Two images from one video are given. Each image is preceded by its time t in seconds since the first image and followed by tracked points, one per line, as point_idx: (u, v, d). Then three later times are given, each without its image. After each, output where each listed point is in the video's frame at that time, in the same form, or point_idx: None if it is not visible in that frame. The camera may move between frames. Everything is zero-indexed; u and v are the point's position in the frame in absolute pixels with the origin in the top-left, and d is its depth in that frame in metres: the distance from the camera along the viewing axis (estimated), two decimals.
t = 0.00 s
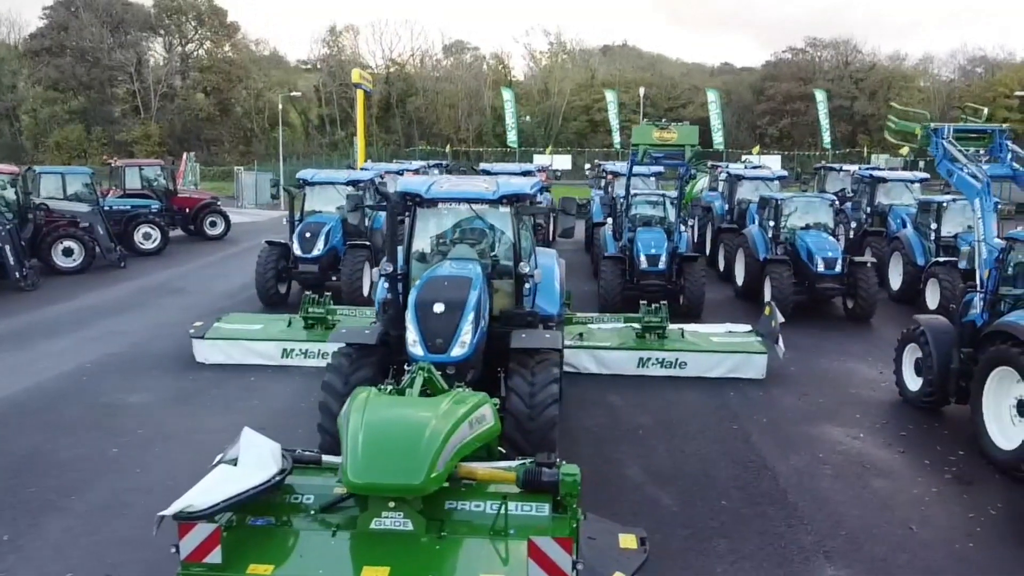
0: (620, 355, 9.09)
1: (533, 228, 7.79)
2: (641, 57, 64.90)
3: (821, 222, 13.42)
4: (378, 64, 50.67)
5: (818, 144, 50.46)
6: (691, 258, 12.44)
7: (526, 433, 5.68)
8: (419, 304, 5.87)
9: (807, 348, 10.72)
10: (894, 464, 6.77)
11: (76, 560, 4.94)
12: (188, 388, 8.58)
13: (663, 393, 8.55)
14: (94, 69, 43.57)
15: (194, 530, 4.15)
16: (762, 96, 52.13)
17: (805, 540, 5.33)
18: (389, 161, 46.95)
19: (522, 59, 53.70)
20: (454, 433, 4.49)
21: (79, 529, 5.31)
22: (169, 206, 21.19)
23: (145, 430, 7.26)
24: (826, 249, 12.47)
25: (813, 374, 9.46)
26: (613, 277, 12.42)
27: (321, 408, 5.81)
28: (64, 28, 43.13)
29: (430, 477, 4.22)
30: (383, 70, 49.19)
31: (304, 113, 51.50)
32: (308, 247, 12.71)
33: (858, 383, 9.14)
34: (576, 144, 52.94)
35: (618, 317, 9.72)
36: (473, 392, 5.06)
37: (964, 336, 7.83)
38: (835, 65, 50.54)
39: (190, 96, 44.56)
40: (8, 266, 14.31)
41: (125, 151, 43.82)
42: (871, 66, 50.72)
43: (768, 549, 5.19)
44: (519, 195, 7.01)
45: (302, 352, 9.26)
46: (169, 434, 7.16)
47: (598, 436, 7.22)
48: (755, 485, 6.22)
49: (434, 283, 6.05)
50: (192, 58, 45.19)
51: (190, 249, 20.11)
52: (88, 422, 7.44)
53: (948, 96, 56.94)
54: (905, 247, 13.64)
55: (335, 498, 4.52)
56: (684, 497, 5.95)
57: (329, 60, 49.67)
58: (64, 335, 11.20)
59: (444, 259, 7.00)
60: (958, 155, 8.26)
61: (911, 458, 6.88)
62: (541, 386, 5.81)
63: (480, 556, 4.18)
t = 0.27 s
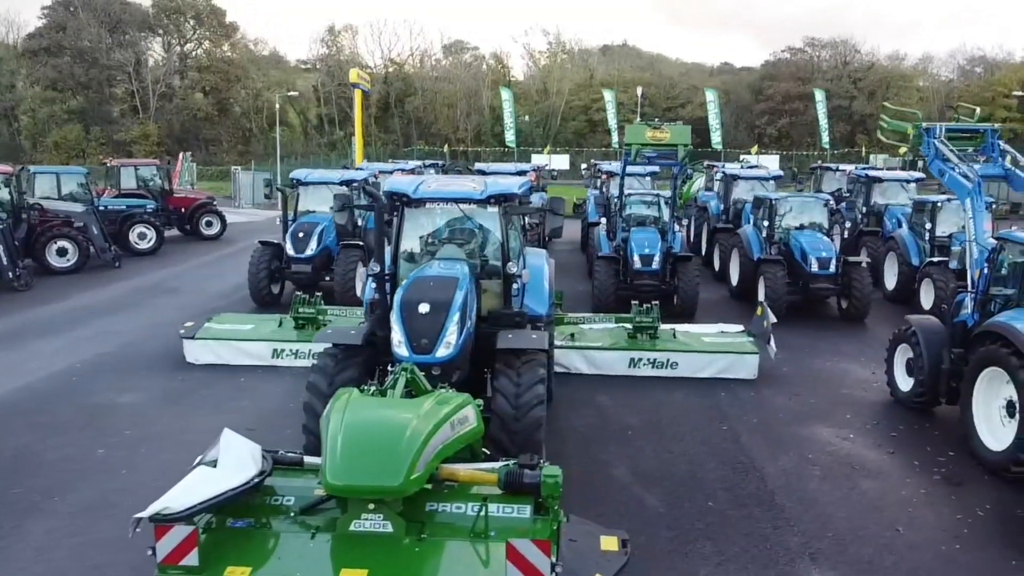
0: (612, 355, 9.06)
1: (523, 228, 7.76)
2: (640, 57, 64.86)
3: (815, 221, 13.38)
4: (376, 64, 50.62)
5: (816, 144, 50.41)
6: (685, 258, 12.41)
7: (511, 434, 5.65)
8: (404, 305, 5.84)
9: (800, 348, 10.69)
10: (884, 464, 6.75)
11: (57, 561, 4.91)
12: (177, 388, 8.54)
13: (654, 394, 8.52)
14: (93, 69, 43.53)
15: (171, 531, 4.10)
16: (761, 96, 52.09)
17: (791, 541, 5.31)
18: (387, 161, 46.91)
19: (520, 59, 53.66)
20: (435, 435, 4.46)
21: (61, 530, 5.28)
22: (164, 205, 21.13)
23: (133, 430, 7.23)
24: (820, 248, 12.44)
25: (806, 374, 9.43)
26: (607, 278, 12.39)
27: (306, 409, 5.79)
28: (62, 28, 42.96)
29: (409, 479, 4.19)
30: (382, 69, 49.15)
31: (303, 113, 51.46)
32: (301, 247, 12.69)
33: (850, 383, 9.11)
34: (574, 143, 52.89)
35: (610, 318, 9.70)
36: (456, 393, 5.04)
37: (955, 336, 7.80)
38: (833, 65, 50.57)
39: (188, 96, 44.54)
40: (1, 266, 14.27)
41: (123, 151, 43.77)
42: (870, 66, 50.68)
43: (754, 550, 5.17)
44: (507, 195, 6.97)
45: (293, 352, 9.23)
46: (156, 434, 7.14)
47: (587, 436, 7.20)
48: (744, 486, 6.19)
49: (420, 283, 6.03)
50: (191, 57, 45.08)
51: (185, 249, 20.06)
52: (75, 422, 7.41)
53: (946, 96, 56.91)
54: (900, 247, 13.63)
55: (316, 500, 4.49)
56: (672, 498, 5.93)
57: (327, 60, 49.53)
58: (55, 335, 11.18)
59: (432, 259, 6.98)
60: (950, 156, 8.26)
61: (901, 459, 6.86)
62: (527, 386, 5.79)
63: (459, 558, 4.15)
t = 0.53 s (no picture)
0: (603, 361, 9.02)
1: (512, 235, 7.73)
2: (639, 57, 64.83)
3: (810, 225, 13.34)
4: (375, 65, 50.57)
5: (815, 145, 50.38)
6: (679, 262, 12.38)
7: (497, 444, 5.61)
8: (390, 314, 5.81)
9: (794, 353, 10.66)
10: (874, 473, 6.71)
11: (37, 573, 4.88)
12: (167, 395, 8.51)
13: (645, 400, 8.49)
14: (91, 70, 43.53)
15: (147, 548, 4.12)
16: (760, 97, 52.06)
17: (778, 552, 5.28)
18: (385, 161, 46.88)
19: (519, 60, 53.66)
20: (417, 447, 4.43)
21: (43, 542, 5.25)
22: (160, 207, 21.11)
23: (120, 437, 7.20)
24: (814, 252, 12.40)
25: (798, 380, 9.39)
26: (600, 282, 12.36)
27: (291, 418, 5.75)
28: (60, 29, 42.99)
29: (390, 492, 4.15)
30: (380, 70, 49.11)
31: (302, 114, 51.45)
32: (294, 251, 12.65)
33: (843, 389, 9.08)
34: (573, 144, 52.80)
35: (602, 323, 9.66)
36: (441, 404, 5.01)
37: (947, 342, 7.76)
38: (832, 66, 50.64)
39: (187, 97, 44.54)
40: None
41: (121, 151, 43.66)
42: (869, 67, 50.63)
43: (741, 561, 5.14)
44: (496, 202, 6.93)
45: (284, 358, 9.19)
46: (143, 442, 7.11)
47: (577, 444, 7.16)
48: (732, 495, 6.16)
49: (407, 292, 6.00)
50: (190, 58, 45.15)
51: (181, 251, 20.03)
52: (62, 430, 7.38)
53: (945, 96, 56.88)
54: (896, 251, 13.59)
55: (297, 513, 4.46)
56: (660, 508, 5.90)
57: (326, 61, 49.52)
58: (47, 339, 11.15)
59: (420, 266, 6.95)
60: (941, 162, 8.22)
61: (891, 467, 6.82)
62: (514, 396, 5.75)
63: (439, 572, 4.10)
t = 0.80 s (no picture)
0: (595, 364, 8.98)
1: (501, 239, 7.69)
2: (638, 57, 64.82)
3: (805, 227, 13.30)
4: (373, 65, 50.59)
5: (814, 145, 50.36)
6: (673, 264, 12.34)
7: (483, 450, 5.57)
8: (374, 318, 5.78)
9: (788, 357, 10.61)
10: (864, 479, 6.66)
11: None
12: (155, 398, 8.46)
13: (636, 404, 8.44)
14: (89, 70, 43.52)
15: (123, 557, 4.13)
16: (758, 97, 52.06)
17: (765, 560, 5.23)
18: (383, 161, 46.86)
19: (518, 60, 53.69)
20: (397, 454, 4.38)
21: (22, 551, 5.20)
22: (156, 209, 21.07)
23: (105, 443, 7.15)
24: (809, 254, 12.35)
25: (791, 384, 9.35)
26: (594, 284, 12.31)
27: (275, 424, 5.71)
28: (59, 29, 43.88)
29: (369, 501, 4.11)
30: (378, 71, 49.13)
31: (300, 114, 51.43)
32: (287, 253, 12.61)
33: (836, 393, 9.03)
34: (572, 144, 52.57)
35: (593, 326, 9.62)
36: (424, 410, 4.96)
37: (939, 346, 7.72)
38: (830, 67, 50.84)
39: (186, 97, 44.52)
40: None
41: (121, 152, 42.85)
42: (867, 67, 50.65)
43: (726, 570, 5.09)
44: (483, 206, 6.88)
45: (274, 362, 9.15)
46: (129, 447, 7.06)
47: (565, 449, 7.11)
48: (720, 502, 6.11)
49: (392, 296, 5.97)
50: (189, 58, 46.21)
51: (176, 252, 19.99)
52: (48, 435, 7.33)
53: (944, 96, 56.87)
54: (891, 252, 13.54)
55: (276, 522, 4.41)
56: (646, 515, 5.85)
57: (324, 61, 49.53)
58: (38, 342, 11.10)
59: (408, 270, 6.90)
60: (934, 165, 8.19)
61: (881, 473, 6.78)
62: (499, 401, 5.70)
63: None
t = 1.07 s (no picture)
0: (587, 369, 8.95)
1: (491, 243, 7.65)
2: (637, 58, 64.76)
3: (801, 229, 13.26)
4: (372, 65, 50.58)
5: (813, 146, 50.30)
6: (668, 267, 12.30)
7: (469, 458, 5.54)
8: (361, 324, 5.74)
9: (782, 360, 10.58)
10: (855, 485, 6.63)
11: None
12: (146, 403, 8.43)
13: (628, 409, 8.41)
14: (88, 70, 43.42)
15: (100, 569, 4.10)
16: (757, 97, 52.01)
17: (753, 568, 5.20)
18: (381, 162, 46.79)
19: (517, 61, 53.64)
20: (378, 464, 4.35)
21: (6, 559, 5.17)
22: (152, 210, 21.03)
23: (93, 449, 7.12)
24: (804, 257, 12.32)
25: (784, 388, 9.32)
26: (588, 287, 12.27)
27: (261, 431, 5.69)
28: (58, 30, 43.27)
29: (350, 513, 4.07)
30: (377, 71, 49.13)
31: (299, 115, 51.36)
32: (281, 256, 12.56)
33: (829, 397, 9.00)
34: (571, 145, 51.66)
35: (586, 330, 9.59)
36: (409, 418, 4.94)
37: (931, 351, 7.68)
38: (830, 67, 50.87)
39: (184, 97, 44.43)
40: None
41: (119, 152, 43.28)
42: (866, 68, 50.65)
43: None
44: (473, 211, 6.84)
45: (265, 366, 9.12)
46: (117, 453, 7.03)
47: (555, 455, 7.08)
48: (709, 508, 6.08)
49: (380, 303, 5.94)
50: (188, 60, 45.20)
51: (172, 254, 19.95)
52: (36, 440, 7.31)
53: (943, 97, 56.82)
54: (887, 255, 13.50)
55: (258, 532, 4.38)
56: (635, 522, 5.81)
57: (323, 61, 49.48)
58: (30, 346, 11.07)
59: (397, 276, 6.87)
60: (926, 169, 8.15)
61: (872, 479, 6.75)
62: (486, 409, 5.68)
63: None
